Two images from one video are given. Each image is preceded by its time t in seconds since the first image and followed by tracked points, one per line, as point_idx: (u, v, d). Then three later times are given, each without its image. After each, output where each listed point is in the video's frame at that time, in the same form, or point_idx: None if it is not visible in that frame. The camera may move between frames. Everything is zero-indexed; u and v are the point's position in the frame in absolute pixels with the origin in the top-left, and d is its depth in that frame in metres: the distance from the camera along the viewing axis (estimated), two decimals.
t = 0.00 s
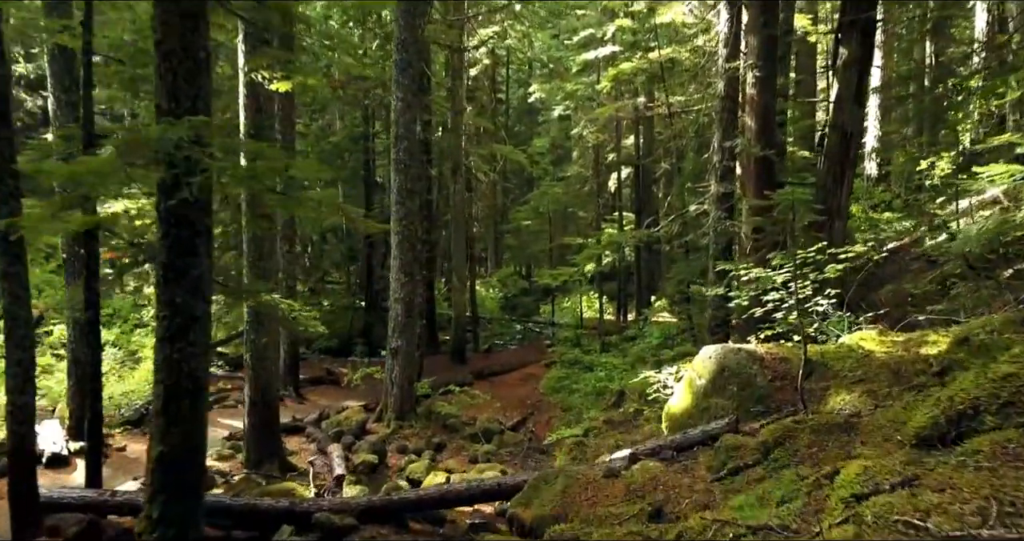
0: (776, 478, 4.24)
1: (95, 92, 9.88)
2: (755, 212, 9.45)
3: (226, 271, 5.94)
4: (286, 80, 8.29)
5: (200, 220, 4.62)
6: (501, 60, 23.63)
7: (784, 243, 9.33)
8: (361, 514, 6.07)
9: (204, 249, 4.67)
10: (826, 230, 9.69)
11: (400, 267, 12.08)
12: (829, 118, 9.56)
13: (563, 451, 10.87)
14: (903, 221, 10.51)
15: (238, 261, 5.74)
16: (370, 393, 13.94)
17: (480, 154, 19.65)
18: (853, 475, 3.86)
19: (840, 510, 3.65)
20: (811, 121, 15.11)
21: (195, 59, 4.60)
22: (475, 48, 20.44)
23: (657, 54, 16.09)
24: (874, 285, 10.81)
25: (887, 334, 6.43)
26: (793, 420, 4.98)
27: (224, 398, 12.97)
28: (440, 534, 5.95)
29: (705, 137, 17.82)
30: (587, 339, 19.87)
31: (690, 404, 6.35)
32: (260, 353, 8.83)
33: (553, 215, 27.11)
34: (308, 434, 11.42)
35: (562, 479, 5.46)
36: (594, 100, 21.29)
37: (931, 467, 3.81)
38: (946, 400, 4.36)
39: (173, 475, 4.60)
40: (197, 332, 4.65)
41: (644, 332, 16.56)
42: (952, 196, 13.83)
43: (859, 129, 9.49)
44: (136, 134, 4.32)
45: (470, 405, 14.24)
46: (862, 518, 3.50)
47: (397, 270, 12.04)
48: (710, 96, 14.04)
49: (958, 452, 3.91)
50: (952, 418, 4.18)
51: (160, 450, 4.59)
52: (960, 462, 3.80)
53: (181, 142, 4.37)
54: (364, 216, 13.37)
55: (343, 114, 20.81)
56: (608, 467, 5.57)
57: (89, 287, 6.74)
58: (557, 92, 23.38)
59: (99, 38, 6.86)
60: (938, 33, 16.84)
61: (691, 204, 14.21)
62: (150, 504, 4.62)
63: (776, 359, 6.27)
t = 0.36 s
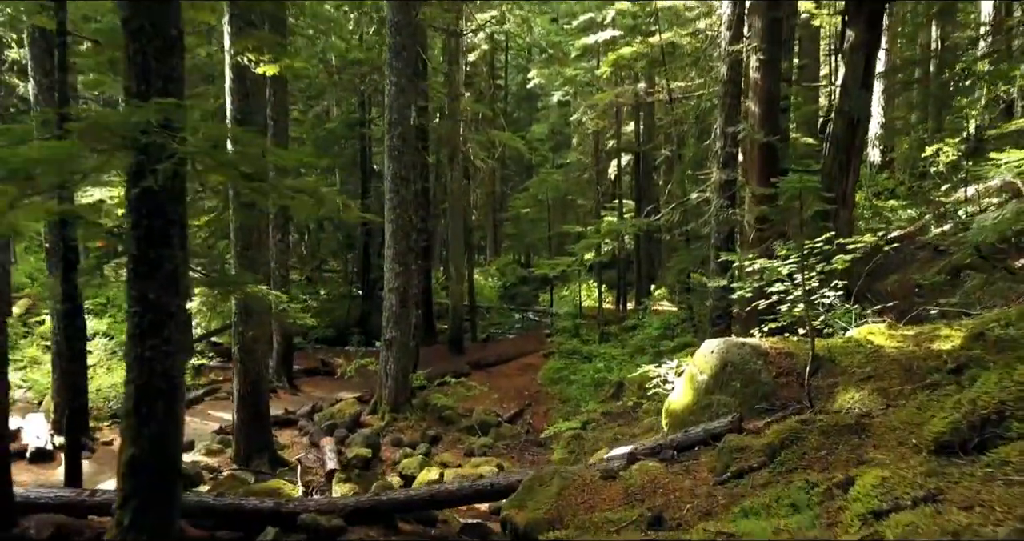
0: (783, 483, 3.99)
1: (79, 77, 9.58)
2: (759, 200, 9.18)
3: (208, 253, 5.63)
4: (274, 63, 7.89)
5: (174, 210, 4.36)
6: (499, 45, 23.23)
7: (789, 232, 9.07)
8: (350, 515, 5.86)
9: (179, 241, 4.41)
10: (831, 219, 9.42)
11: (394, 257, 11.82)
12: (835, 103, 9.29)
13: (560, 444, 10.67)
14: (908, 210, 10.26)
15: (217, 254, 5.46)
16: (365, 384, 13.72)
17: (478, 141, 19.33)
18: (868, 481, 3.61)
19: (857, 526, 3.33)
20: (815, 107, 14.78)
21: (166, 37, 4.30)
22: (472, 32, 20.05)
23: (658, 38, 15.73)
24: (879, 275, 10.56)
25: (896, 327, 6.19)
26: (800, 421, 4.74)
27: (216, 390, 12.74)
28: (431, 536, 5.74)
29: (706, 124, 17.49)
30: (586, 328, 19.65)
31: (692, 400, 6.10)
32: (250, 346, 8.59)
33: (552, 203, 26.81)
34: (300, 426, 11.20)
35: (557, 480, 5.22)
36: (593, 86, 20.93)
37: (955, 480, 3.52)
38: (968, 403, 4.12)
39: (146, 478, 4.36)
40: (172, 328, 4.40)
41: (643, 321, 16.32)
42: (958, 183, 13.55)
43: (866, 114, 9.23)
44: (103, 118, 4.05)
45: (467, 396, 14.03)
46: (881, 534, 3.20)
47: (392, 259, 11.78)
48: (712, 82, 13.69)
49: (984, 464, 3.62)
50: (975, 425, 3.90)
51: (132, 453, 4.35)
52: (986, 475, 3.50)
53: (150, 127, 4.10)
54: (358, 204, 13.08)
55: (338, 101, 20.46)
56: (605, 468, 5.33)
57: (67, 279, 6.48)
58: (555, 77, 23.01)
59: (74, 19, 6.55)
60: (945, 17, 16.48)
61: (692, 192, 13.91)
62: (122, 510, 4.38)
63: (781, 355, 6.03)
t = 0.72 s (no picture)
0: (792, 492, 3.75)
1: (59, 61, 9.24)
2: (763, 189, 8.91)
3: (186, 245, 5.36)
4: (260, 46, 7.54)
5: (143, 200, 4.09)
6: (497, 30, 22.79)
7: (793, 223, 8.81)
8: (337, 517, 5.63)
9: (149, 233, 4.14)
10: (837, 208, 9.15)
11: (388, 247, 11.55)
12: (843, 88, 9.02)
13: (558, 439, 10.45)
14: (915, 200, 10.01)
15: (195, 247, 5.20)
16: (360, 376, 13.48)
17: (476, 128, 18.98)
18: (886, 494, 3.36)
19: None
20: (819, 92, 14.43)
21: (132, 13, 4.00)
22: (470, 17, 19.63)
23: (659, 23, 15.34)
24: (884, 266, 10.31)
25: (906, 322, 5.95)
26: (808, 423, 4.50)
27: (209, 383, 12.50)
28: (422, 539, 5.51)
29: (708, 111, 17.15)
30: (585, 318, 19.42)
31: (693, 398, 5.85)
32: (238, 339, 8.33)
33: (551, 191, 26.48)
34: (292, 420, 10.96)
35: (552, 483, 4.97)
36: (592, 72, 20.56)
37: (982, 495, 3.28)
38: (993, 409, 3.86)
39: (117, 483, 4.11)
40: (143, 326, 4.15)
41: (643, 312, 16.07)
42: (965, 172, 13.25)
43: (874, 100, 8.95)
44: (64, 101, 3.77)
45: (463, 388, 13.80)
46: None
47: (386, 249, 11.51)
48: (715, 67, 13.33)
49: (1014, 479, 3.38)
50: (1002, 434, 3.66)
51: (101, 458, 4.11)
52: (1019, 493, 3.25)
53: (115, 112, 3.82)
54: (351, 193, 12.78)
55: (333, 88, 20.08)
56: (602, 471, 5.07)
57: (42, 273, 6.22)
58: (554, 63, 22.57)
59: None
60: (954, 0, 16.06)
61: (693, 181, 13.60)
62: (90, 519, 4.13)
63: (787, 351, 5.79)
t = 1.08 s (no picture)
0: (802, 504, 3.53)
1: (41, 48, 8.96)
2: (767, 179, 8.66)
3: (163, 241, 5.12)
4: (246, 32, 7.27)
5: (112, 193, 3.85)
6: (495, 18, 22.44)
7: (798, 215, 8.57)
8: (325, 521, 5.38)
9: (120, 227, 3.91)
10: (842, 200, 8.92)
11: (383, 239, 11.31)
12: (850, 76, 8.77)
13: (556, 435, 10.26)
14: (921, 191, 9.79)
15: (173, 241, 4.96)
16: (356, 370, 13.29)
17: (474, 118, 18.68)
18: (904, 509, 3.14)
19: None
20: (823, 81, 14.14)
21: None
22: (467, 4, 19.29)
23: (660, 10, 15.02)
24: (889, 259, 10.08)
25: (916, 319, 5.73)
26: (816, 428, 4.29)
27: (201, 376, 12.30)
28: None
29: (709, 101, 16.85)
30: (584, 310, 19.21)
31: (696, 398, 5.63)
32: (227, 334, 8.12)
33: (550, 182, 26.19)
34: (285, 415, 10.75)
35: (547, 488, 4.75)
36: (592, 60, 20.25)
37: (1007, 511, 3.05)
38: (1016, 415, 3.64)
39: (87, 493, 3.90)
40: (115, 326, 3.92)
41: (642, 304, 15.84)
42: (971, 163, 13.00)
43: (881, 88, 8.70)
44: (23, 88, 3.52)
45: (460, 382, 13.60)
46: None
47: (380, 241, 11.27)
48: (717, 56, 13.02)
49: None
50: None
51: (70, 466, 3.89)
52: None
53: (79, 99, 3.57)
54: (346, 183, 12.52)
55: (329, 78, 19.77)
56: (601, 475, 4.87)
57: (20, 267, 6.00)
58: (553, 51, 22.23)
59: None
60: None
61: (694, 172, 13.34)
62: (58, 530, 3.91)
63: (792, 349, 5.57)
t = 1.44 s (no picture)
0: (814, 523, 3.28)
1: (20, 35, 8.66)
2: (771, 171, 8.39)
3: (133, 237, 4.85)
4: (229, 18, 6.96)
5: (73, 187, 3.59)
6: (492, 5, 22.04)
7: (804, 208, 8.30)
8: (310, 530, 5.07)
9: (83, 224, 3.65)
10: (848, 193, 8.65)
11: (376, 232, 11.04)
12: (858, 64, 8.48)
13: (554, 433, 10.01)
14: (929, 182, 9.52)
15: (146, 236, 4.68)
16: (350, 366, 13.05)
17: (471, 107, 18.34)
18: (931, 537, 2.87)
19: None
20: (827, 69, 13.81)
21: None
22: None
23: None
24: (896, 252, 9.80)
25: (930, 318, 5.48)
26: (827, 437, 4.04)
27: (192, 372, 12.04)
28: None
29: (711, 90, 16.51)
30: (583, 303, 18.94)
31: (698, 400, 5.38)
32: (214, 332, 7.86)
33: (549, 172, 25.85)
34: (277, 413, 10.51)
35: (541, 498, 4.45)
36: (591, 48, 19.87)
37: None
38: None
39: (49, 506, 3.66)
40: (78, 331, 3.66)
41: (643, 297, 15.55)
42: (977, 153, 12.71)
43: (890, 76, 8.42)
44: None
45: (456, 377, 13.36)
46: None
47: (374, 233, 11.00)
48: (721, 43, 12.65)
49: None
50: None
51: (31, 480, 3.65)
52: None
53: (31, 85, 3.31)
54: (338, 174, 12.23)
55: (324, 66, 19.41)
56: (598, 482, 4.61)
57: None
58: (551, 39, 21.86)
59: None
60: None
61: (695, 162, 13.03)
62: None
63: (800, 350, 5.31)
